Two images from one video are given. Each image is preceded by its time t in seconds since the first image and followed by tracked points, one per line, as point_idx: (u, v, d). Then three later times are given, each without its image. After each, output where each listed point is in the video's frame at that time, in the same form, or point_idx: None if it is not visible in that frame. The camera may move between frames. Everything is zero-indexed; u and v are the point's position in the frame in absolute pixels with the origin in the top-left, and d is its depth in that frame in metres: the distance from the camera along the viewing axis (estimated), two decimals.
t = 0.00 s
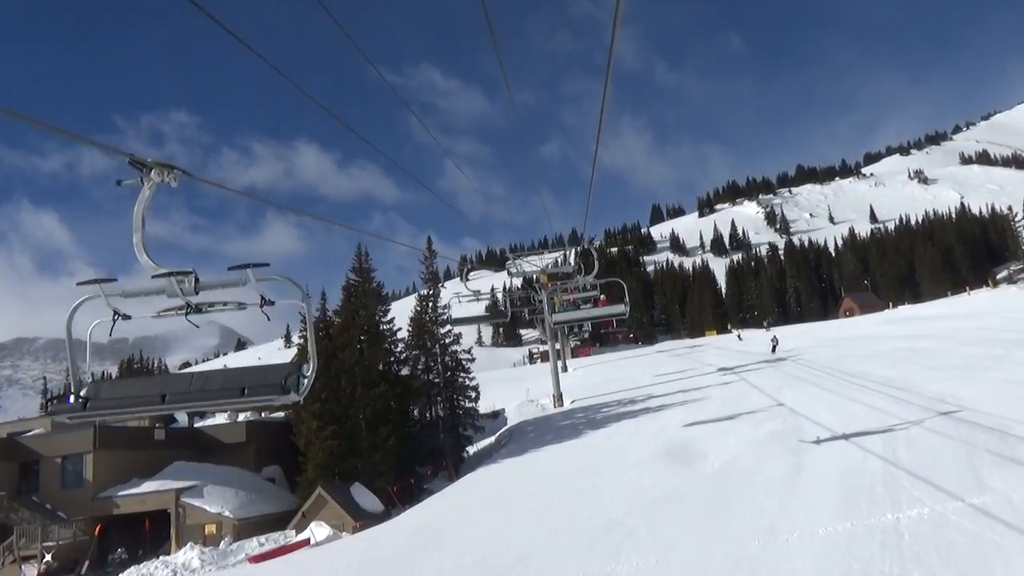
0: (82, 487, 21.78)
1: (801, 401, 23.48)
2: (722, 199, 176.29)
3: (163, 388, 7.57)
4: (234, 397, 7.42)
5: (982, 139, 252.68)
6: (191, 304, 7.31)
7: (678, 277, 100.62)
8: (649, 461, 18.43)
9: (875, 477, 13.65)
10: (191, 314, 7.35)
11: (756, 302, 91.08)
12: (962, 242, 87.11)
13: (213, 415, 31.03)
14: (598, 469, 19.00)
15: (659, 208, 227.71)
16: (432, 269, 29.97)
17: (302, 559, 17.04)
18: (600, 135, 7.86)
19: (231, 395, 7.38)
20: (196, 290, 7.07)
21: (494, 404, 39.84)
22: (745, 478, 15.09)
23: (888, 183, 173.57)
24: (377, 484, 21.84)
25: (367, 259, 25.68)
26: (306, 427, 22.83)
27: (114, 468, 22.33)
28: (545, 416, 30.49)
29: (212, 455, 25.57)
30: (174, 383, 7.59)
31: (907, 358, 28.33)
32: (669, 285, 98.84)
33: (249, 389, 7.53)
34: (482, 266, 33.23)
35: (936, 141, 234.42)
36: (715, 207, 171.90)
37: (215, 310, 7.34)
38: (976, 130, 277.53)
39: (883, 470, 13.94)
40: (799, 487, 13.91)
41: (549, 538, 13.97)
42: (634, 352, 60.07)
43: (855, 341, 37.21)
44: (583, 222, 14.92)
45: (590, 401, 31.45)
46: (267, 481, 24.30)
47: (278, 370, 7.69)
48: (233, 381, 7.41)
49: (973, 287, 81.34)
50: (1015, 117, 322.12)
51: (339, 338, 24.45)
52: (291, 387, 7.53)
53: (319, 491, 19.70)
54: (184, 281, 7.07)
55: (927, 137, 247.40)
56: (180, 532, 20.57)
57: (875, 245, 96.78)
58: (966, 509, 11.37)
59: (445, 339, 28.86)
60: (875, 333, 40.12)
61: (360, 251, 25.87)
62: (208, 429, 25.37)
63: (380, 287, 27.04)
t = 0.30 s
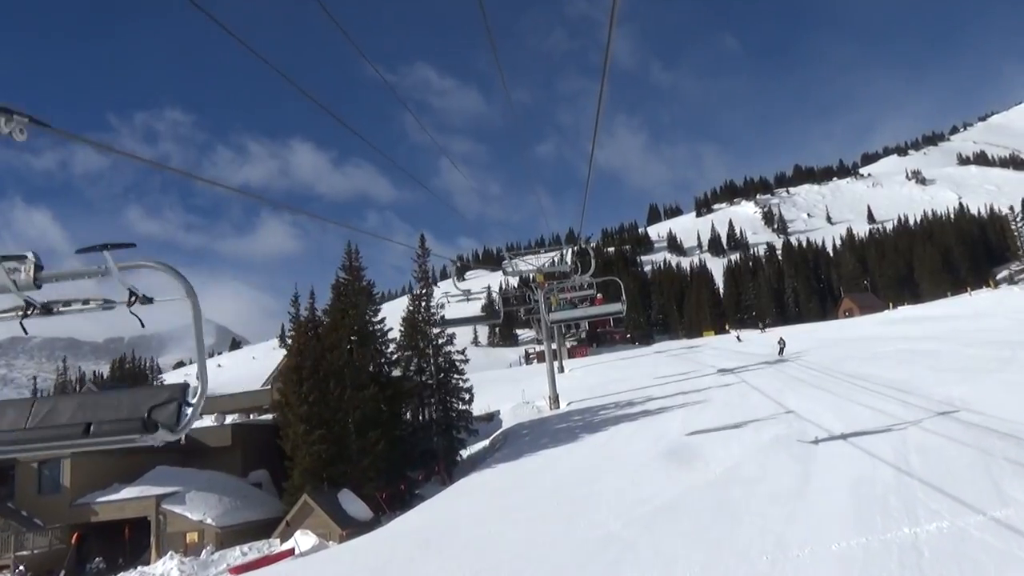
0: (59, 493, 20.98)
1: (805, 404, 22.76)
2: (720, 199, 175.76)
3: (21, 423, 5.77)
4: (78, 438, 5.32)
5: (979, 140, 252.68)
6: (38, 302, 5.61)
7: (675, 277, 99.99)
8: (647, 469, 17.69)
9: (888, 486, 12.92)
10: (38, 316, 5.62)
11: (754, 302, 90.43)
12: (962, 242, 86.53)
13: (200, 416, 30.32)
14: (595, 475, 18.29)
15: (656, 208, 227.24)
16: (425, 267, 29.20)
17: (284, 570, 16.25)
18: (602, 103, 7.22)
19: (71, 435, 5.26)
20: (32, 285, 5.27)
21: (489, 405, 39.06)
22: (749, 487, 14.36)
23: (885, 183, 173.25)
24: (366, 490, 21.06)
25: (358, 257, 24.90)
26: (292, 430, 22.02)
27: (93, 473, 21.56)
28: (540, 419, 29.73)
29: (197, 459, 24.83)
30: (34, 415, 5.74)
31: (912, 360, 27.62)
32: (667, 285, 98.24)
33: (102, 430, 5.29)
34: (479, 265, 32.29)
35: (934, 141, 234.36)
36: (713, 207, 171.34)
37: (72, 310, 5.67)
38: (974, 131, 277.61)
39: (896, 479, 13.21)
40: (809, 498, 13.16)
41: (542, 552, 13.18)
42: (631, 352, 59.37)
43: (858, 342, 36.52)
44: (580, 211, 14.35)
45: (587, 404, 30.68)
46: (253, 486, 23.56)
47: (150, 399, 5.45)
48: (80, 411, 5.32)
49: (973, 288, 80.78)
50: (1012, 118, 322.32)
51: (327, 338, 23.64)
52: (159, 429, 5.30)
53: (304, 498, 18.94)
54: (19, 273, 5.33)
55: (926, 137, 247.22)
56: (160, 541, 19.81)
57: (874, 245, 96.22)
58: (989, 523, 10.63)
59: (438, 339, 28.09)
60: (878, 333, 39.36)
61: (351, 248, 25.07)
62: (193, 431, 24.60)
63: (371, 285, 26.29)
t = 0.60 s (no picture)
0: (36, 502, 20.19)
1: (811, 409, 22.00)
2: (717, 199, 175.29)
3: None
4: None
5: (977, 140, 252.45)
6: None
7: (673, 277, 99.30)
8: (649, 476, 16.92)
9: (904, 499, 12.14)
10: None
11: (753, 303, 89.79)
12: (962, 242, 85.89)
13: (189, 421, 29.61)
14: (594, 483, 17.56)
15: (655, 208, 226.74)
16: (417, 267, 28.45)
17: None
18: (603, 76, 6.62)
19: None
20: None
21: (485, 408, 38.29)
22: (756, 498, 13.59)
23: (884, 183, 172.77)
24: (355, 499, 20.23)
25: (348, 256, 24.13)
26: (280, 437, 21.19)
27: (73, 482, 20.77)
28: (537, 422, 28.97)
29: (183, 465, 24.05)
30: None
31: (920, 362, 26.87)
32: (665, 285, 97.60)
33: None
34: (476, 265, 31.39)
35: (932, 141, 234.09)
36: (711, 207, 170.76)
37: None
38: (972, 131, 277.20)
39: (913, 491, 12.44)
40: (820, 510, 12.41)
41: (538, 567, 12.38)
42: (630, 354, 58.69)
43: (862, 343, 35.80)
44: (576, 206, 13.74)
45: (586, 407, 29.90)
46: (240, 494, 22.77)
47: None
48: None
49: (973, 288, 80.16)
50: (1010, 117, 322.24)
51: (317, 340, 22.83)
52: None
53: (291, 507, 18.14)
54: None
55: (924, 137, 246.93)
56: (142, 552, 19.01)
57: (873, 245, 95.61)
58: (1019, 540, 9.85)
59: (432, 341, 27.29)
60: (881, 334, 38.60)
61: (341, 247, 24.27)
62: (178, 438, 23.83)
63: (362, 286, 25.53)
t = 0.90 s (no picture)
0: (8, 511, 19.37)
1: (814, 412, 21.29)
2: (714, 199, 174.87)
3: None
4: None
5: (973, 141, 252.52)
6: None
7: (670, 277, 98.64)
8: (648, 484, 16.22)
9: (921, 512, 11.45)
10: None
11: (749, 303, 89.22)
12: (960, 242, 85.44)
13: (174, 425, 28.80)
14: (591, 491, 16.84)
15: (651, 208, 226.29)
16: (409, 266, 27.68)
17: None
18: (601, 73, 6.22)
19: None
20: None
21: (479, 411, 37.51)
22: (763, 508, 12.88)
23: (880, 183, 172.56)
24: (342, 507, 19.41)
25: (337, 255, 23.33)
26: (264, 442, 20.37)
27: (47, 490, 19.89)
28: (532, 426, 28.20)
29: (165, 471, 23.26)
30: None
31: (925, 364, 26.24)
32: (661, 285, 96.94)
33: None
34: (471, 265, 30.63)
35: (928, 142, 234.08)
36: (707, 207, 170.26)
37: None
38: (968, 131, 277.20)
39: (930, 503, 11.74)
40: (832, 523, 11.70)
41: None
42: (626, 355, 57.96)
43: (863, 345, 35.17)
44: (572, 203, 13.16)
45: (582, 410, 29.14)
46: (224, 502, 21.98)
47: None
48: None
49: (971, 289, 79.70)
50: (1005, 118, 322.68)
51: (303, 341, 22.00)
52: None
53: (274, 517, 17.34)
54: None
55: (920, 137, 247.04)
56: (118, 564, 18.19)
57: (871, 245, 95.12)
58: None
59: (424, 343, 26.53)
60: (883, 336, 37.88)
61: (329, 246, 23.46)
62: (160, 443, 23.00)
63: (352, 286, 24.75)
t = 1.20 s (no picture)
0: None
1: (813, 419, 20.71)
2: (707, 201, 174.86)
3: None
4: None
5: (965, 146, 253.56)
6: None
7: (663, 279, 98.24)
8: (643, 494, 15.52)
9: (934, 530, 10.76)
10: None
11: (742, 305, 88.86)
12: (953, 246, 85.21)
13: (153, 428, 27.92)
14: (583, 502, 16.08)
15: (642, 210, 225.98)
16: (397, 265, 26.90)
17: None
18: (595, 69, 6.04)
19: None
20: None
21: (469, 415, 36.76)
22: (765, 523, 12.18)
23: (872, 187, 172.90)
24: (323, 516, 18.57)
25: (321, 253, 22.49)
26: (242, 448, 19.52)
27: (14, 496, 18.99)
28: (522, 431, 27.46)
29: (141, 477, 22.39)
30: None
31: (924, 370, 25.71)
32: (653, 287, 96.43)
33: None
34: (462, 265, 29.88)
35: (920, 146, 234.95)
36: (700, 210, 170.14)
37: None
38: (959, 136, 278.42)
39: (944, 521, 11.05)
40: (838, 540, 11.01)
41: None
42: (619, 357, 57.36)
43: (859, 349, 34.64)
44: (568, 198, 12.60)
45: (574, 414, 28.43)
46: (202, 510, 21.14)
47: None
48: None
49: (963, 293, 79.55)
50: (996, 124, 324.60)
51: (285, 343, 21.14)
52: None
53: (250, 528, 16.49)
54: None
55: (912, 141, 248.01)
56: None
57: (864, 248, 94.95)
58: None
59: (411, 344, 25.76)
60: (879, 340, 37.32)
61: (313, 244, 22.65)
62: (135, 447, 22.12)
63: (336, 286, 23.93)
